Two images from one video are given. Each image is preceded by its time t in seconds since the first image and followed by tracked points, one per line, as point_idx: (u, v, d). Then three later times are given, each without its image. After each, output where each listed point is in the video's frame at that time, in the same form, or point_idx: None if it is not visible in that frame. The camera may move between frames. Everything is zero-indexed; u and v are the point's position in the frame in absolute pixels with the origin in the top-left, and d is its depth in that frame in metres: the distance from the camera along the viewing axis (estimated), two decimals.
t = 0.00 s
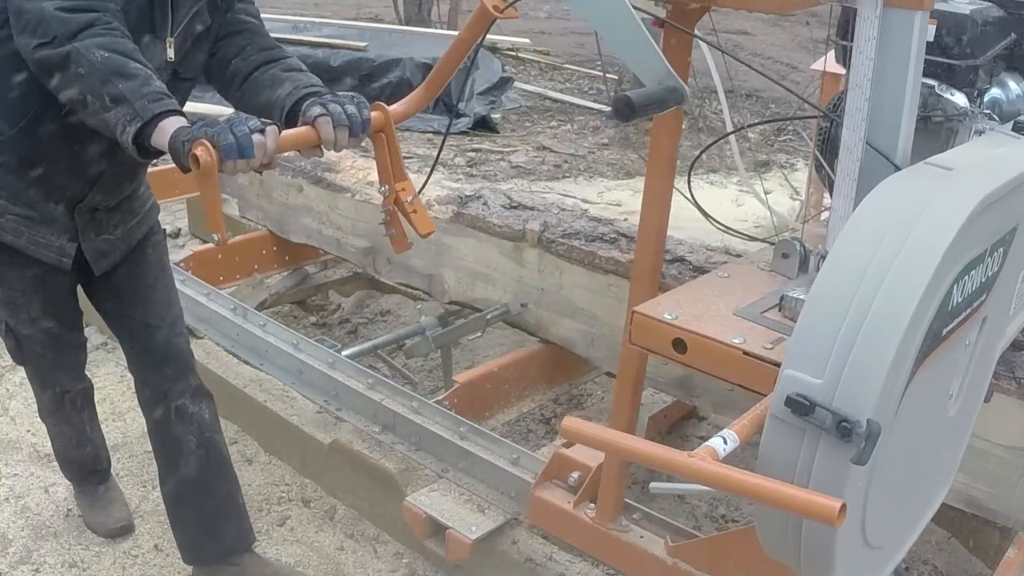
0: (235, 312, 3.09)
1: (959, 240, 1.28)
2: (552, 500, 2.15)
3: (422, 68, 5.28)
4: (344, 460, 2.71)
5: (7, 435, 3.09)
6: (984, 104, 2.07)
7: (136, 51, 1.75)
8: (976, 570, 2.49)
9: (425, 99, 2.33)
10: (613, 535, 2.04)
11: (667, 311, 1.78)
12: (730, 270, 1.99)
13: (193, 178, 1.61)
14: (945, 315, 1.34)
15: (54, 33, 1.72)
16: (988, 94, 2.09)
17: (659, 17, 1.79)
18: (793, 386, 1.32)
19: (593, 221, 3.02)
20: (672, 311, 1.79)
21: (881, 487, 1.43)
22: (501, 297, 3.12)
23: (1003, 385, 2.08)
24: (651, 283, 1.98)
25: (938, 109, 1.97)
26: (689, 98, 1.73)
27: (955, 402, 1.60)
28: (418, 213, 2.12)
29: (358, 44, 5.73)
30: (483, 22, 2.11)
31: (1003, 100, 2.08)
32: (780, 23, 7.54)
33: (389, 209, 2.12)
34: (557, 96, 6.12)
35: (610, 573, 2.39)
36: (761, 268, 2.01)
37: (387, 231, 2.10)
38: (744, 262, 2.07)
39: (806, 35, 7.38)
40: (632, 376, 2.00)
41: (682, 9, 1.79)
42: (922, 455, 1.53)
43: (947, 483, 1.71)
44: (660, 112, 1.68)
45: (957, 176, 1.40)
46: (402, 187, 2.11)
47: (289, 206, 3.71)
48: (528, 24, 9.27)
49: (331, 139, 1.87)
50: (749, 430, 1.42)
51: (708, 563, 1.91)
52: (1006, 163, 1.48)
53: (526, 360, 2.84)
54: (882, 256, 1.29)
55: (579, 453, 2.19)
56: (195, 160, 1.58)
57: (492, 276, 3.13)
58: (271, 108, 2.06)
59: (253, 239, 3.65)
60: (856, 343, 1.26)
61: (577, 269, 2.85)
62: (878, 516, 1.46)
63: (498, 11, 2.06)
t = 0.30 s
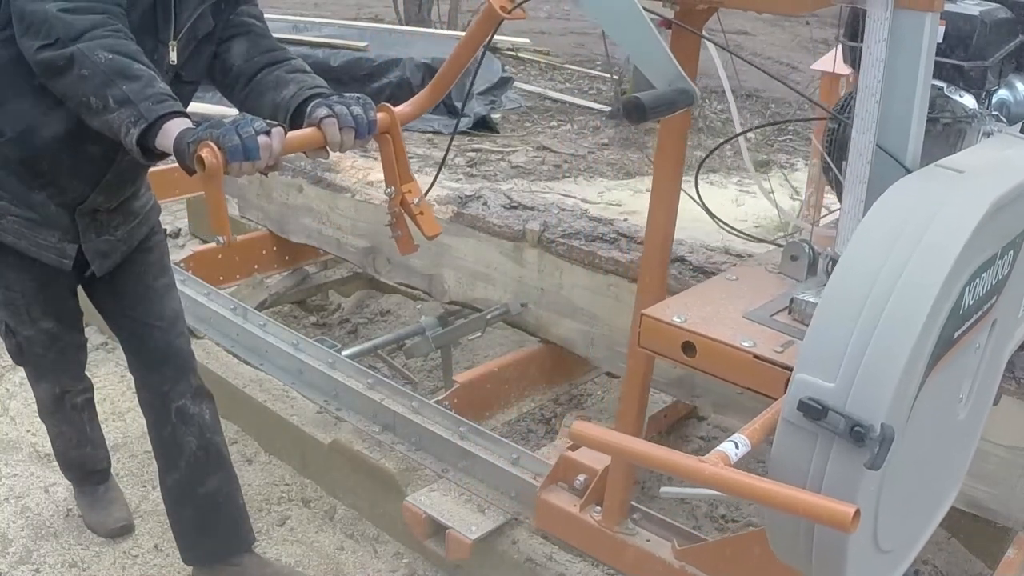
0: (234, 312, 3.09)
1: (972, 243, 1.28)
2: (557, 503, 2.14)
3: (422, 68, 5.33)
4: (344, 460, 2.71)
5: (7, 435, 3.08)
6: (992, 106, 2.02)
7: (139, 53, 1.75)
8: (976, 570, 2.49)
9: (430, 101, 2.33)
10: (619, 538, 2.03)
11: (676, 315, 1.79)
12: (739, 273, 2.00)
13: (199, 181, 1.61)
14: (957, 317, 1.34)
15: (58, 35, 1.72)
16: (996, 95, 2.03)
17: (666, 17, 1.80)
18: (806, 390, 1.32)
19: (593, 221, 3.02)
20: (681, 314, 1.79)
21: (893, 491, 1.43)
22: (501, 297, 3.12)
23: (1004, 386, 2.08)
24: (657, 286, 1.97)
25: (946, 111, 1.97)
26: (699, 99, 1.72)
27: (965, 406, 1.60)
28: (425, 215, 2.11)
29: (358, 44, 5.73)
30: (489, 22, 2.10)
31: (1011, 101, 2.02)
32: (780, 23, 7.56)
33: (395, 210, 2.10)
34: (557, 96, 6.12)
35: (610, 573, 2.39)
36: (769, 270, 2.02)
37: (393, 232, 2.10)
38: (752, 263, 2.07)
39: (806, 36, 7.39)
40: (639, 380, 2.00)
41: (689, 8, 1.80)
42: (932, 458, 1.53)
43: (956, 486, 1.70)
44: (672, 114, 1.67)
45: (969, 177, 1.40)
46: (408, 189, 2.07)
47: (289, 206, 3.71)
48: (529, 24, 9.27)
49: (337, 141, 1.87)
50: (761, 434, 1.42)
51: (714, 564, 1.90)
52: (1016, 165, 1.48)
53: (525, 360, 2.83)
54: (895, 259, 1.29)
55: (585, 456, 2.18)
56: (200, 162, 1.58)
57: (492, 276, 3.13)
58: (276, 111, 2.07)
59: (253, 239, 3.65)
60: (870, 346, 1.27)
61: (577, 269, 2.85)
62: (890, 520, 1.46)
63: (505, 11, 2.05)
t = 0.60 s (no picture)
0: (234, 311, 3.09)
1: (984, 245, 1.28)
2: (562, 506, 2.14)
3: (422, 68, 5.33)
4: (344, 460, 2.71)
5: (7, 434, 3.09)
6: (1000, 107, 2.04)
7: (142, 55, 1.75)
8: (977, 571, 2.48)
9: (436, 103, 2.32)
10: (626, 542, 2.02)
11: (685, 318, 1.79)
12: (747, 277, 2.00)
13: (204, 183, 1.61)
14: (969, 320, 1.34)
15: (60, 37, 1.71)
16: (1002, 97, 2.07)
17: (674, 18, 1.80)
18: (818, 394, 1.32)
19: (593, 221, 3.02)
20: (690, 317, 1.80)
21: (903, 495, 1.43)
22: (501, 297, 3.12)
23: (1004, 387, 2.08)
24: (664, 289, 1.97)
25: (953, 112, 1.95)
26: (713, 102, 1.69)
27: (974, 409, 1.60)
28: (430, 217, 2.11)
29: (358, 44, 5.72)
30: (496, 23, 2.10)
31: (1017, 104, 2.07)
32: (780, 23, 7.57)
33: (401, 212, 2.12)
34: (557, 96, 6.12)
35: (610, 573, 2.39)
36: (776, 272, 2.02)
37: (398, 234, 2.12)
38: (760, 267, 2.07)
39: (806, 35, 7.39)
40: (645, 383, 1.99)
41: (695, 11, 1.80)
42: (942, 461, 1.53)
43: (964, 488, 1.70)
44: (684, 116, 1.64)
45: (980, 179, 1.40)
46: (415, 191, 2.11)
47: (289, 206, 3.72)
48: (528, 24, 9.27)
49: (343, 142, 1.87)
50: (772, 438, 1.43)
51: (718, 566, 1.89)
52: None
53: (525, 360, 2.83)
54: (908, 261, 1.29)
55: (591, 459, 2.17)
56: (205, 164, 1.58)
57: (492, 276, 3.13)
58: (279, 113, 2.06)
59: (253, 239, 3.64)
60: (883, 350, 1.27)
61: (577, 269, 2.85)
62: (900, 524, 1.46)
63: (512, 12, 2.06)
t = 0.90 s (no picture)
0: (234, 311, 3.09)
1: (996, 248, 1.29)
2: (569, 510, 2.11)
3: (422, 67, 5.34)
4: (344, 460, 2.71)
5: (7, 434, 3.09)
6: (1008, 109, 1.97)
7: (145, 56, 1.75)
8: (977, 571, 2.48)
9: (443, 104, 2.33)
10: (632, 544, 2.01)
11: (694, 321, 1.79)
12: (756, 279, 2.00)
13: (209, 185, 1.60)
14: (981, 324, 1.34)
15: (62, 37, 1.71)
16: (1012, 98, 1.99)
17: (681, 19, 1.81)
18: (830, 399, 1.32)
19: (593, 221, 3.01)
20: (700, 320, 1.80)
21: (914, 499, 1.43)
22: (501, 297, 3.12)
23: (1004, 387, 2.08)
24: (671, 294, 1.95)
25: (961, 114, 1.96)
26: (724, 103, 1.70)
27: (984, 412, 1.60)
28: (437, 219, 2.11)
29: (358, 44, 5.71)
30: (504, 24, 2.10)
31: None
32: (780, 23, 7.57)
33: (407, 214, 2.11)
34: (557, 96, 6.12)
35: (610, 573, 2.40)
36: (785, 275, 2.03)
37: (404, 236, 2.09)
38: (768, 269, 2.08)
39: (806, 35, 7.40)
40: (651, 389, 1.98)
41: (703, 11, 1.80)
42: (952, 464, 1.53)
43: (973, 491, 1.70)
44: (696, 118, 1.65)
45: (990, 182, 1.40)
46: (421, 194, 2.10)
47: (289, 206, 3.72)
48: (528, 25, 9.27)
49: (349, 144, 1.87)
50: (784, 442, 1.43)
51: (725, 569, 1.86)
52: None
53: (525, 360, 2.83)
54: (921, 265, 1.29)
55: (597, 462, 2.14)
56: (209, 165, 1.58)
57: (492, 276, 3.14)
58: (283, 115, 2.07)
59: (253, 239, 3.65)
60: (896, 355, 1.27)
61: (577, 269, 2.85)
62: (911, 528, 1.46)
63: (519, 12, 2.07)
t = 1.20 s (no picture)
0: (234, 311, 3.09)
1: (1012, 253, 1.29)
2: (576, 513, 2.10)
3: (422, 67, 5.36)
4: (344, 460, 2.71)
5: (7, 434, 3.09)
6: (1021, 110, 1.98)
7: (148, 59, 1.75)
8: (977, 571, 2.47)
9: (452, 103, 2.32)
10: (639, 549, 2.00)
11: (705, 325, 1.79)
12: (766, 283, 2.00)
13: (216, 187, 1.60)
14: (996, 327, 1.34)
15: (65, 41, 1.71)
16: None
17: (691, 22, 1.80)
18: (845, 404, 1.33)
19: (593, 221, 3.01)
20: (711, 324, 1.80)
21: (928, 504, 1.43)
22: (501, 297, 3.12)
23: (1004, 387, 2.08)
24: (680, 295, 1.93)
25: (971, 116, 1.97)
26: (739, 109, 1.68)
27: (996, 416, 1.60)
28: (444, 222, 2.12)
29: (358, 44, 5.71)
30: (512, 25, 2.10)
31: None
32: (780, 23, 7.58)
33: (414, 217, 2.12)
34: (557, 96, 6.12)
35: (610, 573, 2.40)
36: (794, 277, 2.03)
37: (411, 239, 2.08)
38: (779, 271, 2.08)
39: (806, 36, 7.41)
40: (659, 391, 1.96)
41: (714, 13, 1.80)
42: (964, 468, 1.53)
43: (984, 495, 1.70)
44: (709, 122, 1.63)
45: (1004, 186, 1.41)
46: (428, 196, 2.10)
47: (289, 206, 3.72)
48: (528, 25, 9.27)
49: (356, 146, 1.86)
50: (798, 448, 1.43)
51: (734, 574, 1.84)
52: None
53: (525, 360, 2.83)
54: (936, 269, 1.30)
55: (603, 465, 2.14)
56: (216, 168, 1.58)
57: (492, 276, 3.14)
58: (287, 118, 2.07)
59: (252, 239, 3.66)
60: (912, 361, 1.27)
61: (577, 269, 2.86)
62: (924, 533, 1.46)
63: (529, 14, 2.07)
